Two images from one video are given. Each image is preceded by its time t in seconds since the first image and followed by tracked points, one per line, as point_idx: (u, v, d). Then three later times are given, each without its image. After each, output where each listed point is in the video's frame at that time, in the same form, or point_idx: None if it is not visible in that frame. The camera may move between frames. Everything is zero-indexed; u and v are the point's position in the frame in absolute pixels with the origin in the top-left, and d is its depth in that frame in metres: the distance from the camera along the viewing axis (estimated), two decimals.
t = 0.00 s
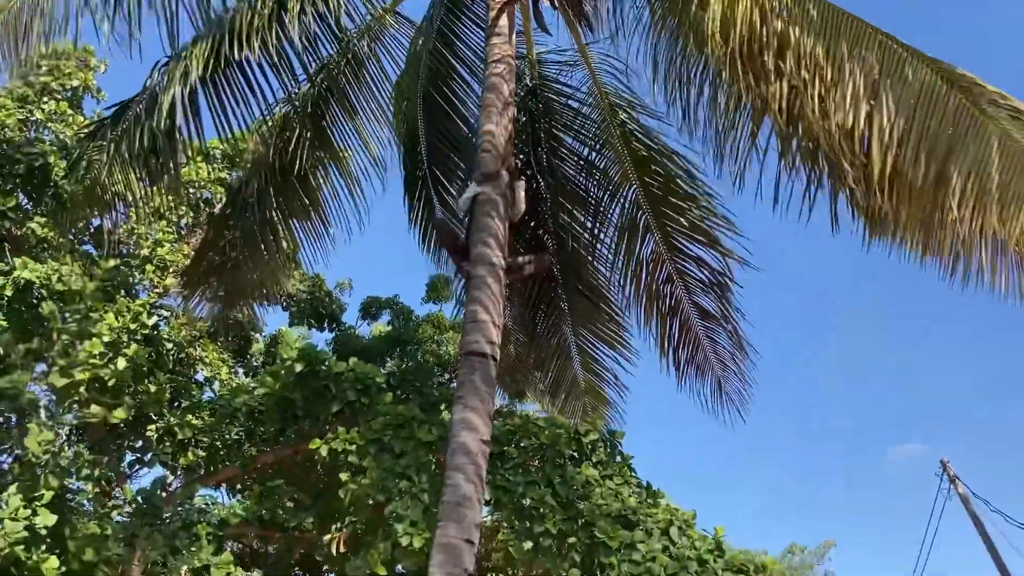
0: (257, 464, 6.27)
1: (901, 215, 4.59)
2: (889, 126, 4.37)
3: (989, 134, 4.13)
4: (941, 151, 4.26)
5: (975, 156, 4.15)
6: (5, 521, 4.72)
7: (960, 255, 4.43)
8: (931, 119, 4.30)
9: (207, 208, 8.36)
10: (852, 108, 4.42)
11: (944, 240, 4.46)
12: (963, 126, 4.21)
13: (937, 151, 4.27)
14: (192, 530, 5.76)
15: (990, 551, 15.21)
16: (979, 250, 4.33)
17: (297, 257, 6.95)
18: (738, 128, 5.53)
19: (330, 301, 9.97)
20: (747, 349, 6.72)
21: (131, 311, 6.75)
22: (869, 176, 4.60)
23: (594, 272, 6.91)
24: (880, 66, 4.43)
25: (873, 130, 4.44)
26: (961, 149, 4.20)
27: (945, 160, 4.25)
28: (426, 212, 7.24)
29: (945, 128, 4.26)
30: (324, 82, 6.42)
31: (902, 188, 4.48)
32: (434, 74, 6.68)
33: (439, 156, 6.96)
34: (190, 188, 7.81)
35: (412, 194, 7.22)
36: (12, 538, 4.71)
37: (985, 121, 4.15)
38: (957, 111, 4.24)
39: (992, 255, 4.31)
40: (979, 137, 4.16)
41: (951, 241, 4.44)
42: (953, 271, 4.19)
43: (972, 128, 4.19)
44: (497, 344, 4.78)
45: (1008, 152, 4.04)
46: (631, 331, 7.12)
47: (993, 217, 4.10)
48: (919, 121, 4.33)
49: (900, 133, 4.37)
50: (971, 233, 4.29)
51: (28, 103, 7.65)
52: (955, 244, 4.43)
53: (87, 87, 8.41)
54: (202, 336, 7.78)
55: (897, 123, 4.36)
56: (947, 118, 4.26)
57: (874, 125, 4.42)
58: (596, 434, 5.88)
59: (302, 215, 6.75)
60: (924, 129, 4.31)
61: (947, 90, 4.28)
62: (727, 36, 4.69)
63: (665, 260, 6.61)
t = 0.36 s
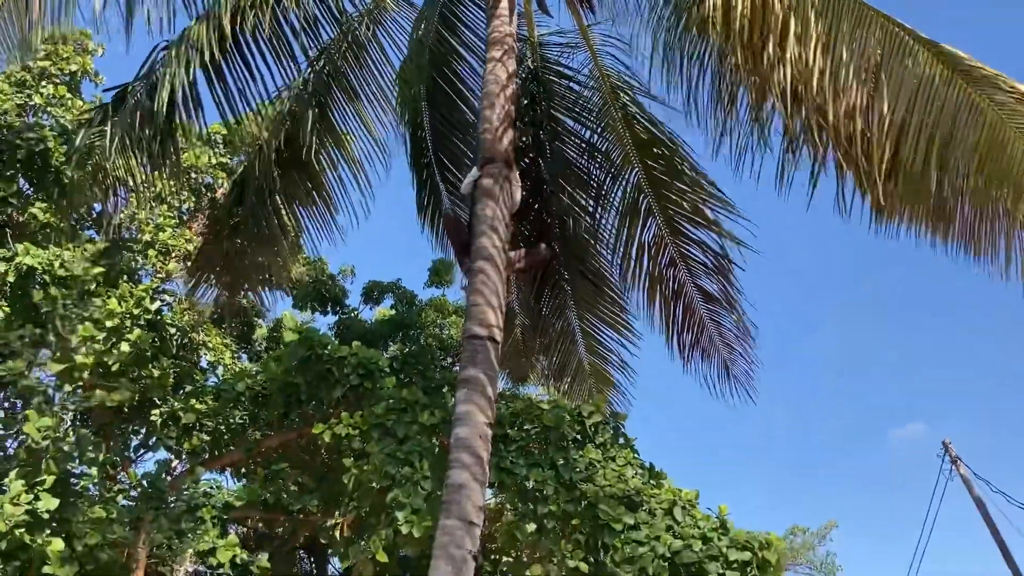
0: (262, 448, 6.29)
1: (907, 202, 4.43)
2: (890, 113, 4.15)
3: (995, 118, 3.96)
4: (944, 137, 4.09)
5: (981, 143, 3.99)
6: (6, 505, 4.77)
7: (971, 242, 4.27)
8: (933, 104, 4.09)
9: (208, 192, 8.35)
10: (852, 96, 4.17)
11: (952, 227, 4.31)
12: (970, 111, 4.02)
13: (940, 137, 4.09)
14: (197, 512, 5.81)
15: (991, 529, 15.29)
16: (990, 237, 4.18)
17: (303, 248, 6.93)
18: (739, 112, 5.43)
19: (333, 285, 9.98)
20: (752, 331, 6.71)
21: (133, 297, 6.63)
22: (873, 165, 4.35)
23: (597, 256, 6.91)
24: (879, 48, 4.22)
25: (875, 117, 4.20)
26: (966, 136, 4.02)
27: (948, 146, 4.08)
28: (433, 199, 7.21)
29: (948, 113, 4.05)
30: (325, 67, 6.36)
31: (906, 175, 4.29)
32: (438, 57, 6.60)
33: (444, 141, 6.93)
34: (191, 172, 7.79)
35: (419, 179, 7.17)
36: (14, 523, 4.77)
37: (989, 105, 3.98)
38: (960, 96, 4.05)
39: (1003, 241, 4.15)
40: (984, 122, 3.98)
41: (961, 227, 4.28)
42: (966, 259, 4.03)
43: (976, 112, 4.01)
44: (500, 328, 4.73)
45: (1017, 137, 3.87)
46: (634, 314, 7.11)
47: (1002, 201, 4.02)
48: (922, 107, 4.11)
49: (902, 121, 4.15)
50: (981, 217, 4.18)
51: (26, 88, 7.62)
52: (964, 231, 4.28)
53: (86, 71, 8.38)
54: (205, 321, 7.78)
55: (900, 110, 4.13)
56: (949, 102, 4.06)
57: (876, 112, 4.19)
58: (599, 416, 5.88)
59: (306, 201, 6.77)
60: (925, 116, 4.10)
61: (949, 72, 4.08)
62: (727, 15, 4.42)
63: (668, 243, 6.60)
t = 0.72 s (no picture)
0: (267, 435, 6.32)
1: (910, 194, 4.34)
2: (890, 104, 4.08)
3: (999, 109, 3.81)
4: (944, 129, 3.97)
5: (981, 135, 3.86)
6: (4, 498, 4.76)
7: (974, 235, 4.13)
8: (934, 94, 3.99)
9: (211, 181, 8.35)
10: (851, 88, 4.13)
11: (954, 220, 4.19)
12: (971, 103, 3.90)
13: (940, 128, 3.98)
14: (202, 500, 5.88)
15: (994, 514, 15.32)
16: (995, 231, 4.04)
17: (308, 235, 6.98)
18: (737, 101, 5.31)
19: (337, 274, 10.00)
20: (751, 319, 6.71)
21: (138, 285, 6.62)
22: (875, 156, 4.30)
23: (597, 244, 6.88)
24: (880, 35, 4.13)
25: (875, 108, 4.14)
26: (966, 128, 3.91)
27: (949, 138, 3.96)
28: (430, 186, 7.21)
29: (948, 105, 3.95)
30: (329, 55, 6.30)
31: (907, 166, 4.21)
32: (442, 45, 6.52)
33: (445, 129, 6.91)
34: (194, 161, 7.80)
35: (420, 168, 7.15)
36: (13, 515, 4.78)
37: (990, 96, 3.84)
38: (961, 87, 3.93)
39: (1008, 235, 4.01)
40: (986, 113, 3.85)
41: (964, 221, 4.16)
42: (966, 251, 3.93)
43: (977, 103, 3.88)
44: (505, 315, 4.74)
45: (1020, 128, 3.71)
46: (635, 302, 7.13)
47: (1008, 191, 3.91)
48: (922, 98, 4.02)
49: (903, 112, 4.07)
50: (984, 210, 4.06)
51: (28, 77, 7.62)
52: (967, 225, 4.15)
53: (86, 61, 8.36)
54: (209, 309, 7.80)
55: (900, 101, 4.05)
56: (951, 93, 3.95)
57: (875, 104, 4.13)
58: (603, 404, 5.91)
59: (309, 190, 6.77)
60: (924, 107, 4.01)
61: (952, 61, 3.96)
62: (731, 5, 4.45)
63: (669, 231, 6.59)
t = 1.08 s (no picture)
0: (272, 424, 6.36)
1: (910, 185, 4.32)
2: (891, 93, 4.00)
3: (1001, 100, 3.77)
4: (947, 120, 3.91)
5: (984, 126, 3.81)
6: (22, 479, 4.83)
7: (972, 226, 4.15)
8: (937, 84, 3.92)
9: (213, 171, 8.35)
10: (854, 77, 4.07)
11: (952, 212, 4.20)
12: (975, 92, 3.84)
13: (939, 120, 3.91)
14: (207, 490, 5.91)
15: (996, 501, 15.33)
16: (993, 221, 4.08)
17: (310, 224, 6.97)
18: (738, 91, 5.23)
19: (339, 263, 10.00)
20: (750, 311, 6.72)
21: (141, 275, 6.60)
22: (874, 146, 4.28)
23: (597, 232, 6.88)
24: (883, 25, 4.06)
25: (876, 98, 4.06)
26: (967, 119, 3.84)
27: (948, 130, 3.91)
28: (432, 174, 7.22)
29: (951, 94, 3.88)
30: (330, 44, 6.25)
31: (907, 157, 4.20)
32: (443, 33, 6.44)
33: (447, 119, 6.87)
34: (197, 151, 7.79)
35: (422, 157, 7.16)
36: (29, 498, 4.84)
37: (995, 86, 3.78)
38: (966, 76, 3.86)
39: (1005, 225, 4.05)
40: (990, 104, 3.80)
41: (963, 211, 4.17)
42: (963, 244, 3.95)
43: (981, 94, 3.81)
44: (508, 305, 4.71)
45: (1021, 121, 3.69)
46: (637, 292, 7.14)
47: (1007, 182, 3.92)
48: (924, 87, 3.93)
49: (904, 101, 3.98)
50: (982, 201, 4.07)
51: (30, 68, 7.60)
52: (965, 216, 4.17)
53: (88, 51, 8.34)
54: (212, 299, 7.82)
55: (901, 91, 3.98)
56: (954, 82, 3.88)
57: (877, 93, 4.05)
58: (606, 393, 5.95)
59: (312, 179, 6.73)
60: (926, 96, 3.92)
61: (956, 50, 3.90)
62: None
63: (670, 221, 6.57)
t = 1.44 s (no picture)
0: (275, 414, 6.37)
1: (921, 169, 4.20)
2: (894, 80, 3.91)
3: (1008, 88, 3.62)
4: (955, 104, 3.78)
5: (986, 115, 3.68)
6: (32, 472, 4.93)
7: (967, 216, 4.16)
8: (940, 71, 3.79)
9: (215, 161, 8.35)
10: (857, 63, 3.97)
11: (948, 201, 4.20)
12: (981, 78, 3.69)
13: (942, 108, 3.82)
14: (212, 478, 5.94)
15: (1000, 486, 15.35)
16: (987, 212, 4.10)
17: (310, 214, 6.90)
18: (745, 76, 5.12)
19: (342, 253, 10.01)
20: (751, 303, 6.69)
21: (145, 265, 6.51)
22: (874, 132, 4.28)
23: (599, 222, 6.82)
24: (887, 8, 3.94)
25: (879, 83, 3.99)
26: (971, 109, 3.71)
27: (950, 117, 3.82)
28: (436, 162, 7.20)
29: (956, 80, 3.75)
30: (331, 33, 6.28)
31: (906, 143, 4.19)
32: (445, 21, 6.43)
33: (450, 106, 6.84)
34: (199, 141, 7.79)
35: (425, 143, 7.14)
36: (39, 488, 4.95)
37: (1002, 70, 3.63)
38: (973, 59, 3.72)
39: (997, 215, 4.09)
40: (996, 89, 3.65)
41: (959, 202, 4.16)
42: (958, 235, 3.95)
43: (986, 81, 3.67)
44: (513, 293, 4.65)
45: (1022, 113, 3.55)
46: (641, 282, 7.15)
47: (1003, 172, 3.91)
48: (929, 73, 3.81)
49: (908, 86, 3.88)
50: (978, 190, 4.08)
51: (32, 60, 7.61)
52: (961, 206, 4.16)
53: (90, 42, 8.34)
54: (215, 289, 7.83)
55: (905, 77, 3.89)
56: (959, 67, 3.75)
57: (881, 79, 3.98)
58: (609, 380, 5.95)
59: (313, 168, 6.70)
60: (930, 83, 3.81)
61: (963, 31, 3.76)
62: None
63: (671, 212, 6.54)
